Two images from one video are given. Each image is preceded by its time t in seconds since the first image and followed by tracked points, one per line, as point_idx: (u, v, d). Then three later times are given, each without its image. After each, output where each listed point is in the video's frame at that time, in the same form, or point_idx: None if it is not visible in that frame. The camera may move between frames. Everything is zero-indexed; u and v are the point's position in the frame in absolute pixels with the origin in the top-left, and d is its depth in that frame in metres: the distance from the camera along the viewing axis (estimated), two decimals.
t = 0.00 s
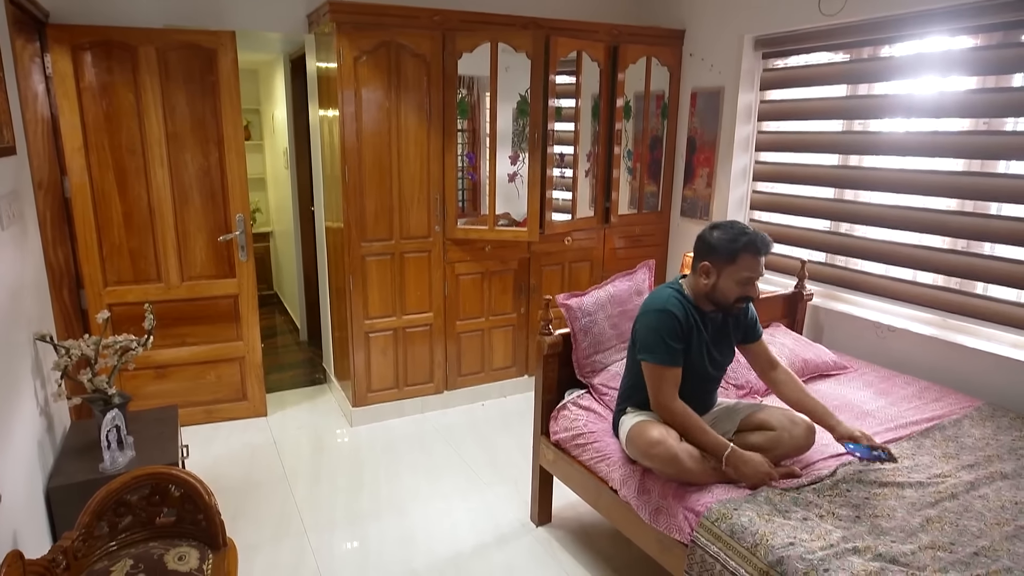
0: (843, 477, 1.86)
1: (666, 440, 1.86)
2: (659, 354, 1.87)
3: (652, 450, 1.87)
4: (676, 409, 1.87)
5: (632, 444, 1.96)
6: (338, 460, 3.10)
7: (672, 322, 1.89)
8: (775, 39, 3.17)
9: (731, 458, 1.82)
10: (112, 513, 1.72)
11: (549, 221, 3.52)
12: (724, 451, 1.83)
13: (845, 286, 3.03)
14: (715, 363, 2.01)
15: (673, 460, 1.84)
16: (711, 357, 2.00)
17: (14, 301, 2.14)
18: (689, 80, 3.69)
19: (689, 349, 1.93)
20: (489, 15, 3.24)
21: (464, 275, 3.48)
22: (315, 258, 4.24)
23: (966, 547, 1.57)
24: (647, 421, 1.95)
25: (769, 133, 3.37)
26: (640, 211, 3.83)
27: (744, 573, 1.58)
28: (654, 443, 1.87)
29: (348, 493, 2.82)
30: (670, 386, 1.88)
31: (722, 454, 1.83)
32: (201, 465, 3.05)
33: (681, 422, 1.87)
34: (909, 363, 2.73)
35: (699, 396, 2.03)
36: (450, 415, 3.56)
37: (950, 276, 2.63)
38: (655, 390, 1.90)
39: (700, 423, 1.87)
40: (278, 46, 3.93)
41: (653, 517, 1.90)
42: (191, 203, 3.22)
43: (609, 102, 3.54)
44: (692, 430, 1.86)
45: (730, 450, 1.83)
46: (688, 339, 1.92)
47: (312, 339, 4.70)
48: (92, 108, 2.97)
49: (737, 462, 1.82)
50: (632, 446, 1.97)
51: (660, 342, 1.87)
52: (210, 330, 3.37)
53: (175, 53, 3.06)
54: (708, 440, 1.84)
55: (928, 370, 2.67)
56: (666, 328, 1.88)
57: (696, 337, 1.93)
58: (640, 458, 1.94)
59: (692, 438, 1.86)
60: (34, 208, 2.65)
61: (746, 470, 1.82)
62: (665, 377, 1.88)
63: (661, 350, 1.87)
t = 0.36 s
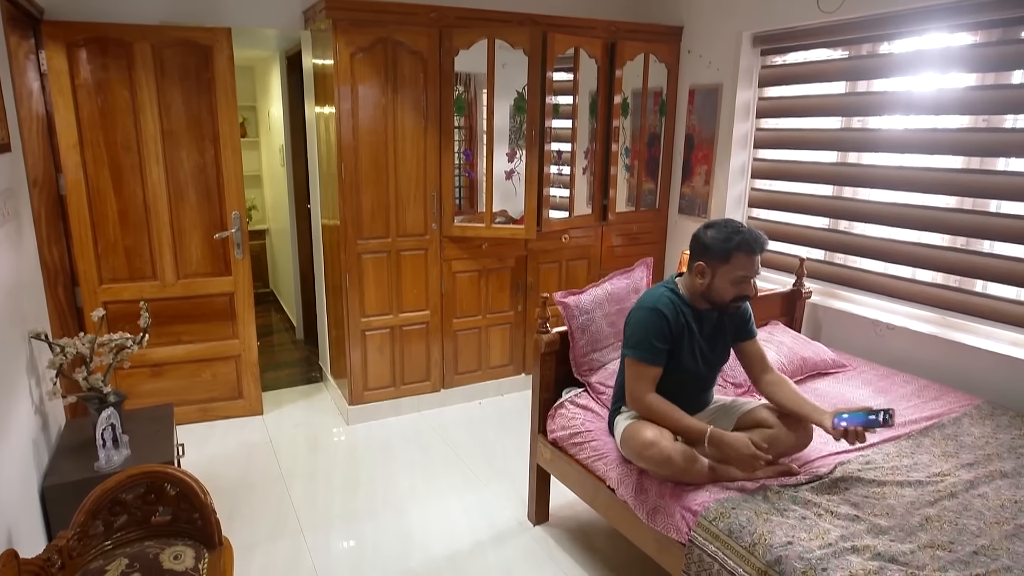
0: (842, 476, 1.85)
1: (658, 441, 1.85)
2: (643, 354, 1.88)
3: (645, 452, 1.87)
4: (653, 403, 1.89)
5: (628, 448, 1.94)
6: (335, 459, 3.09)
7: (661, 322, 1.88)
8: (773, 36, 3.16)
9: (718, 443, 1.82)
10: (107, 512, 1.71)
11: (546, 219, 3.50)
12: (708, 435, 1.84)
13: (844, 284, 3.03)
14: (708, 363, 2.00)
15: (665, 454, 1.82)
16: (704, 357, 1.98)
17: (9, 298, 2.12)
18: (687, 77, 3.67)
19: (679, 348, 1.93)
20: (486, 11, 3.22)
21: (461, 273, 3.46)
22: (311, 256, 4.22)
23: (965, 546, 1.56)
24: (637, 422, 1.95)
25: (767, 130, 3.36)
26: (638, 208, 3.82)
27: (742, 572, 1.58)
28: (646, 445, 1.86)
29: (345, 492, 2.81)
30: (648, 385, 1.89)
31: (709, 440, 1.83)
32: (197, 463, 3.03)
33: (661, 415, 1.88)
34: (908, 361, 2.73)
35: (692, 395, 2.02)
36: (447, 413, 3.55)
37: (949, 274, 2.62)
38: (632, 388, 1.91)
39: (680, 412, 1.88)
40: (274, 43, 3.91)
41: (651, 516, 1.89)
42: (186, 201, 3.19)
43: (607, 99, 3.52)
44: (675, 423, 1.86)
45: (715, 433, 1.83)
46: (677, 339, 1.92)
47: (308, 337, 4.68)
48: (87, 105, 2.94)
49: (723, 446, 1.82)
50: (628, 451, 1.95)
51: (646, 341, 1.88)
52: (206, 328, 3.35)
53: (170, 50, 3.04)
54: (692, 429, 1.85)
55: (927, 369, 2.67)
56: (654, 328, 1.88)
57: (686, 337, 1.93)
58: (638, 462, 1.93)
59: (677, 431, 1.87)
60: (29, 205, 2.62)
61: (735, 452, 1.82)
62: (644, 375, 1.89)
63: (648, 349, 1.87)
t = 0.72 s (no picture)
0: (841, 474, 1.84)
1: (654, 438, 1.84)
2: (636, 354, 1.88)
3: (641, 449, 1.85)
4: (649, 400, 1.88)
5: (623, 446, 1.93)
6: (331, 458, 3.07)
7: (655, 322, 1.88)
8: (772, 33, 3.15)
9: (710, 438, 1.83)
10: (102, 511, 1.69)
11: (544, 217, 3.49)
12: (702, 432, 1.85)
13: (842, 282, 3.02)
14: (702, 362, 1.99)
15: (661, 453, 1.82)
16: (697, 356, 1.98)
17: (3, 296, 2.11)
18: (686, 74, 3.66)
19: (673, 347, 1.92)
20: (483, 8, 3.20)
21: (458, 270, 3.45)
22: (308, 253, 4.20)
23: (965, 545, 1.55)
24: (633, 420, 1.93)
25: (766, 128, 3.35)
26: (636, 206, 3.81)
27: (741, 572, 1.57)
28: (642, 443, 1.85)
29: (341, 491, 2.80)
30: (642, 385, 1.89)
31: (701, 435, 1.85)
32: (193, 462, 3.02)
33: (656, 413, 1.88)
34: (907, 359, 2.72)
35: (686, 395, 2.01)
36: (444, 412, 3.53)
37: (948, 271, 2.62)
38: (626, 387, 1.91)
39: (672, 408, 1.89)
40: (270, 39, 3.89)
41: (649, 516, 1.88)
42: (182, 198, 3.17)
43: (604, 96, 3.51)
44: (666, 419, 1.87)
45: (706, 429, 1.85)
46: (671, 339, 1.91)
47: (304, 335, 4.66)
48: (82, 102, 2.92)
49: (716, 441, 1.82)
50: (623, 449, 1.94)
51: (639, 342, 1.87)
52: (202, 326, 3.33)
53: (166, 47, 3.02)
54: (683, 425, 1.86)
55: (926, 367, 2.66)
56: (647, 328, 1.87)
57: (680, 337, 1.92)
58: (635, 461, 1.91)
59: (668, 427, 1.87)
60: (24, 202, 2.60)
61: (727, 446, 1.82)
62: (638, 375, 1.88)
63: (641, 348, 1.87)
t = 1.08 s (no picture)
0: (840, 473, 1.83)
1: (653, 436, 1.83)
2: (635, 352, 1.87)
3: (639, 447, 1.84)
4: (649, 398, 1.88)
5: (621, 444, 1.92)
6: (328, 456, 3.06)
7: (653, 320, 1.86)
8: (771, 29, 3.14)
9: (708, 437, 1.83)
10: (98, 510, 1.67)
11: (541, 214, 3.48)
12: (701, 432, 1.85)
13: (841, 280, 3.01)
14: (701, 359, 1.98)
15: (660, 450, 1.81)
16: (696, 353, 1.97)
17: None
18: (684, 71, 3.65)
19: (672, 344, 1.91)
20: (480, 4, 3.18)
21: (454, 268, 3.43)
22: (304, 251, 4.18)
23: (964, 544, 1.55)
24: (631, 418, 1.92)
25: (764, 125, 3.34)
26: (634, 204, 3.79)
27: (739, 571, 1.56)
28: (640, 440, 1.84)
29: (338, 490, 2.78)
30: (642, 384, 1.88)
31: (700, 434, 1.84)
32: (189, 462, 3.00)
33: (657, 411, 1.87)
34: (906, 358, 2.72)
35: (685, 392, 2.01)
36: (440, 410, 3.52)
37: (947, 269, 2.61)
38: (626, 386, 1.90)
39: (670, 407, 1.89)
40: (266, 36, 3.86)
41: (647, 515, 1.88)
42: (177, 196, 3.15)
43: (602, 93, 3.50)
44: (664, 418, 1.87)
45: (704, 428, 1.85)
46: (669, 336, 1.90)
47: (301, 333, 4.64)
48: (77, 99, 2.90)
49: (714, 440, 1.83)
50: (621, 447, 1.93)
51: (637, 340, 1.86)
52: (198, 324, 3.31)
53: (162, 44, 3.00)
54: (681, 424, 1.86)
55: (925, 365, 2.66)
56: (645, 326, 1.86)
57: (679, 334, 1.91)
58: (632, 459, 1.90)
59: (666, 426, 1.87)
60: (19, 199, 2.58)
61: (724, 446, 1.82)
62: (638, 374, 1.87)
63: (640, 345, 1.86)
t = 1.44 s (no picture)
0: (839, 472, 1.83)
1: (651, 435, 1.82)
2: (635, 350, 1.85)
3: (637, 446, 1.84)
4: (649, 398, 1.87)
5: (618, 441, 1.91)
6: (325, 456, 3.04)
7: (653, 317, 1.85)
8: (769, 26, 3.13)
9: (706, 438, 1.83)
10: (93, 509, 1.65)
11: (538, 212, 3.47)
12: (700, 434, 1.84)
13: (840, 278, 3.00)
14: (700, 357, 1.97)
15: (658, 451, 1.79)
16: (696, 351, 1.96)
17: None
18: (681, 68, 3.64)
19: (671, 341, 1.90)
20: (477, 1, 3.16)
21: (451, 267, 3.41)
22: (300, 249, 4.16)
23: (963, 544, 1.54)
24: (630, 417, 1.91)
25: (763, 122, 3.33)
26: (632, 201, 3.78)
27: (737, 571, 1.55)
28: (639, 439, 1.83)
29: (335, 489, 2.77)
30: (642, 383, 1.86)
31: (698, 436, 1.84)
32: (184, 461, 2.98)
33: (656, 411, 1.86)
34: (905, 357, 2.71)
35: (684, 390, 2.00)
36: (437, 409, 3.51)
37: (947, 267, 2.61)
38: (626, 385, 1.89)
39: (670, 407, 1.88)
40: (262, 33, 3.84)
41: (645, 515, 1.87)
42: (173, 194, 3.13)
43: (600, 90, 3.48)
44: (663, 417, 1.86)
45: (703, 430, 1.84)
46: (669, 334, 1.89)
47: (297, 331, 4.62)
48: (72, 96, 2.87)
49: (713, 443, 1.82)
50: (618, 445, 1.92)
51: (637, 338, 1.85)
52: (194, 323, 3.29)
53: (157, 40, 2.97)
54: (680, 425, 1.85)
55: (923, 364, 2.65)
56: (645, 324, 1.85)
57: (678, 331, 1.89)
58: (629, 457, 1.89)
59: (665, 425, 1.86)
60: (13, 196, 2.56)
61: (722, 449, 1.81)
62: (638, 373, 1.86)
63: (639, 342, 1.85)
